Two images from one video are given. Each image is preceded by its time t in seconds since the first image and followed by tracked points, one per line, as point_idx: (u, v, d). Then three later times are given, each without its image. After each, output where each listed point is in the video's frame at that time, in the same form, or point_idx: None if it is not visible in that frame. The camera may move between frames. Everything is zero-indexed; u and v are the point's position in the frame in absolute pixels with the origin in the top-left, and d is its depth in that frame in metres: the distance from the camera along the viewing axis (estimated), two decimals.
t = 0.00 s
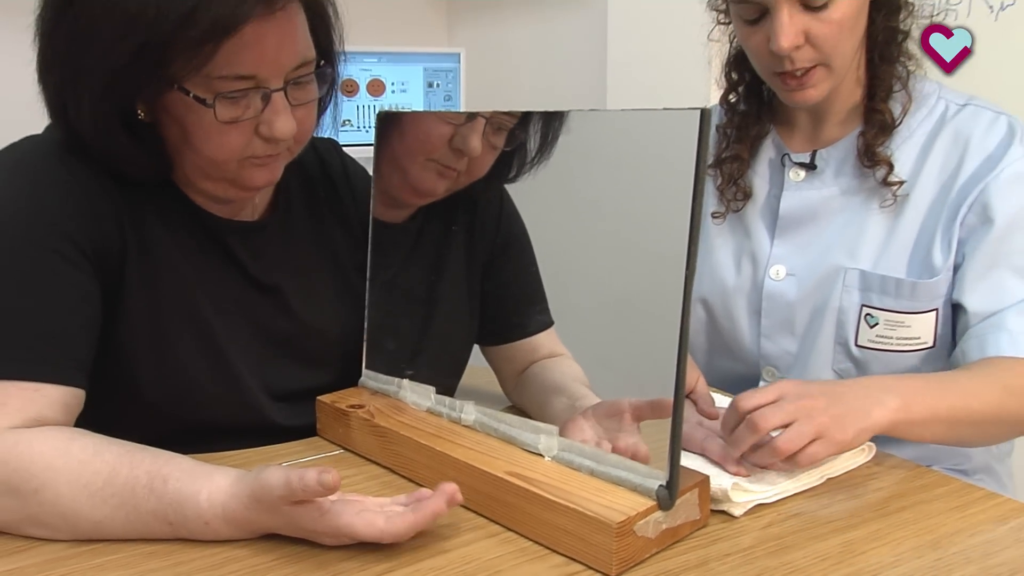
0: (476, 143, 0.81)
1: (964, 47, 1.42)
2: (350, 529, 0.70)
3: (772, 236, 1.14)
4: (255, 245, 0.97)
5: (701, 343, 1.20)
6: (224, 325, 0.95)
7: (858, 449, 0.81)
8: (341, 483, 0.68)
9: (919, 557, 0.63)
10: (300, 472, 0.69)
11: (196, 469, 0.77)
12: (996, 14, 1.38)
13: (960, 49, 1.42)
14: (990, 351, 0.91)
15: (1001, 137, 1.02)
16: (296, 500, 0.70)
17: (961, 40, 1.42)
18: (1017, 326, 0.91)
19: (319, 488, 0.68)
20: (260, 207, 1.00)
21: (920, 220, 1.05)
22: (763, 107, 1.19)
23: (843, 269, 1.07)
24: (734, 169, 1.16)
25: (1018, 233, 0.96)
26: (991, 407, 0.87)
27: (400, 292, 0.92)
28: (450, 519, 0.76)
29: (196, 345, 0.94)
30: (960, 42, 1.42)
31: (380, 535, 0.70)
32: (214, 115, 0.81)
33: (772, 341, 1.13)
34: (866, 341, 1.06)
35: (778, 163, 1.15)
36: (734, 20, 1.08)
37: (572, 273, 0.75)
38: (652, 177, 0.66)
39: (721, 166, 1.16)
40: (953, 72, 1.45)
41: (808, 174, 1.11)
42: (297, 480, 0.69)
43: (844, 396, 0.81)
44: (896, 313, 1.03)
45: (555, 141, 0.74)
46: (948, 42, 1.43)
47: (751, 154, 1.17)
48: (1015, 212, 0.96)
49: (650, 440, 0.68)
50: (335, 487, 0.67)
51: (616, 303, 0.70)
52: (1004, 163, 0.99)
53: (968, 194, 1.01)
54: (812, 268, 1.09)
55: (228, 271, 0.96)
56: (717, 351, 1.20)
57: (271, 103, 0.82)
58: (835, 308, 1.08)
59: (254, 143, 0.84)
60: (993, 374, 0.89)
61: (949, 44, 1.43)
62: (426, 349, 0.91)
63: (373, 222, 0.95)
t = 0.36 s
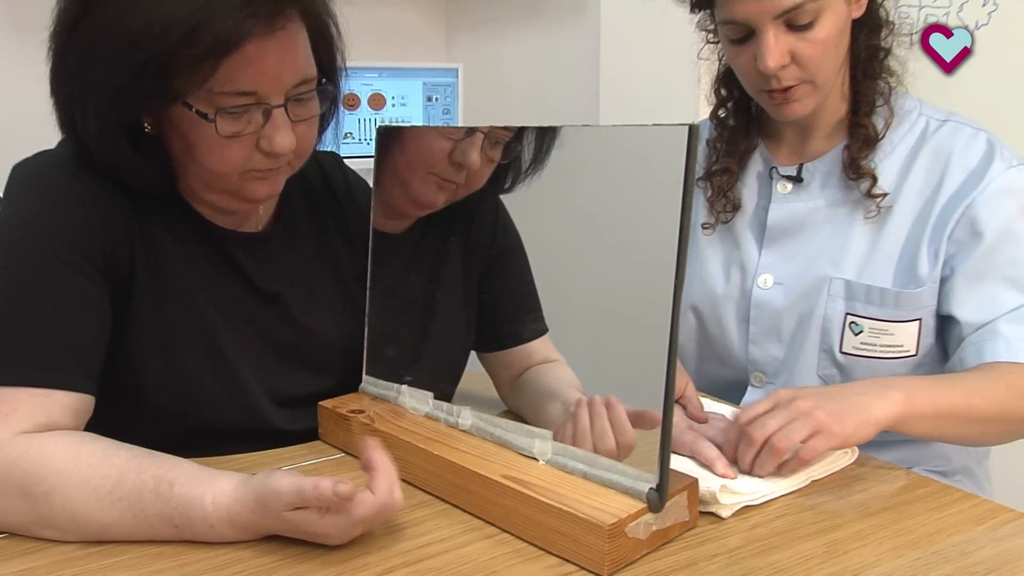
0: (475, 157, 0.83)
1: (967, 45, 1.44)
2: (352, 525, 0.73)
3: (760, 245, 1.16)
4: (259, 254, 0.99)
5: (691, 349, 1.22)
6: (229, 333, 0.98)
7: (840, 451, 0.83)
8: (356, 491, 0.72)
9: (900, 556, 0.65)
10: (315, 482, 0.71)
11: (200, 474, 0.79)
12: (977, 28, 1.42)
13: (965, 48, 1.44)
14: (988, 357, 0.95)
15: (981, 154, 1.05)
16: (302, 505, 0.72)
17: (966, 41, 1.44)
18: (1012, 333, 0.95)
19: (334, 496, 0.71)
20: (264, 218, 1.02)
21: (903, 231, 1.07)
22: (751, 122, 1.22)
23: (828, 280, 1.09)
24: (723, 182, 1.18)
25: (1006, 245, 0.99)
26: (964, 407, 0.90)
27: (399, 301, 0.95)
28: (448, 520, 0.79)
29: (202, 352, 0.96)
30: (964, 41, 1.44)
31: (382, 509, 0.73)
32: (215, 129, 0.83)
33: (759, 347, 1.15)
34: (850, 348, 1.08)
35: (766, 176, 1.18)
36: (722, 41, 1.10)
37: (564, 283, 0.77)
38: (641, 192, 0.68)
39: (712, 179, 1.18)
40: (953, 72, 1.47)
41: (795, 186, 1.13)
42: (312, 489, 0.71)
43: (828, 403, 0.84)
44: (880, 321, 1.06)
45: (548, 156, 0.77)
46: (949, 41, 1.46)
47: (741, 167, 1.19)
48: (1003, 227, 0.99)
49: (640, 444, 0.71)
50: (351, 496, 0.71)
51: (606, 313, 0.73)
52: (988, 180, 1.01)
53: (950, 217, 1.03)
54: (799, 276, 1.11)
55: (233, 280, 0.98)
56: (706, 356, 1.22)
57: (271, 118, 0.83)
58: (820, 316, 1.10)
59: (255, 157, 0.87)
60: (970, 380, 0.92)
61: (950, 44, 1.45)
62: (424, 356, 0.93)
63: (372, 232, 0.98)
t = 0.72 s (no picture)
0: (473, 168, 0.85)
1: (966, 47, 1.45)
2: (354, 510, 0.76)
3: (747, 252, 1.18)
4: (265, 262, 1.02)
5: (681, 355, 1.24)
6: (236, 338, 1.00)
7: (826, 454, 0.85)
8: (361, 478, 0.76)
9: (881, 554, 0.67)
10: (322, 472, 0.75)
11: (206, 475, 0.81)
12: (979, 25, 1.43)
13: (965, 49, 1.46)
14: (980, 365, 0.97)
15: (958, 166, 1.07)
16: (307, 497, 0.75)
17: (966, 41, 1.45)
18: (1003, 339, 0.96)
19: (341, 484, 0.74)
20: (269, 226, 1.04)
21: (886, 244, 1.10)
22: (738, 137, 1.24)
23: (812, 286, 1.11)
24: (712, 193, 1.20)
25: (990, 253, 1.01)
26: (961, 418, 0.90)
27: (398, 307, 0.97)
28: (446, 519, 0.81)
29: (209, 356, 0.99)
30: (964, 42, 1.45)
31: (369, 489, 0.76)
32: (223, 141, 0.86)
33: (745, 352, 1.18)
34: (834, 354, 1.11)
35: (752, 188, 1.20)
36: (709, 59, 1.13)
37: (560, 289, 0.79)
38: (633, 202, 0.70)
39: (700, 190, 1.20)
40: (953, 72, 1.48)
41: (781, 198, 1.15)
42: (319, 478, 0.75)
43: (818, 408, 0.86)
44: (863, 328, 1.08)
45: (544, 167, 0.79)
46: (949, 42, 1.47)
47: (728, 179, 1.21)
48: (983, 236, 1.01)
49: (632, 446, 0.73)
50: (358, 482, 0.75)
51: (600, 319, 0.75)
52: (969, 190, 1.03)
53: (935, 224, 1.05)
54: (784, 283, 1.14)
55: (239, 286, 1.00)
56: (696, 361, 1.25)
57: (278, 130, 0.87)
58: (805, 322, 1.12)
59: (262, 167, 0.89)
60: (964, 391, 0.93)
61: (950, 45, 1.47)
62: (424, 361, 0.96)
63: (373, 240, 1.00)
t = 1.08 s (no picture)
0: (465, 176, 0.88)
1: (966, 45, 1.56)
2: (359, 505, 0.79)
3: (737, 260, 1.21)
4: (271, 269, 1.04)
5: (675, 360, 1.27)
6: (243, 343, 1.03)
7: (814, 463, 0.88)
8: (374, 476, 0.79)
9: (866, 552, 0.70)
10: (339, 466, 0.78)
11: (214, 474, 0.84)
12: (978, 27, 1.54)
13: (964, 48, 1.57)
14: (957, 374, 0.99)
15: (939, 179, 1.09)
16: (317, 491, 0.78)
17: (965, 40, 1.56)
18: (978, 348, 0.99)
19: (356, 479, 0.78)
20: (275, 235, 1.07)
21: (869, 252, 1.11)
22: (729, 148, 1.26)
23: (800, 293, 1.14)
24: (704, 203, 1.23)
25: (966, 263, 1.03)
26: (942, 432, 0.92)
27: (400, 312, 1.00)
28: (446, 519, 0.83)
29: (217, 360, 1.01)
30: (962, 41, 1.56)
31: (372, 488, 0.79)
32: (242, 155, 0.89)
33: (735, 357, 1.20)
34: (821, 358, 1.13)
35: (742, 198, 1.22)
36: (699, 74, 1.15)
37: (556, 295, 0.82)
38: (626, 210, 0.73)
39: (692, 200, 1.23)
40: (953, 72, 1.59)
41: (769, 207, 1.18)
42: (335, 472, 0.78)
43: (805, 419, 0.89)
44: (848, 334, 1.10)
45: (542, 177, 0.81)
46: (948, 41, 1.58)
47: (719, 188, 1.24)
48: (959, 249, 1.03)
49: (626, 447, 0.75)
50: (372, 479, 0.78)
51: (595, 323, 0.77)
52: (946, 203, 1.05)
53: (915, 233, 1.07)
54: (773, 289, 1.16)
55: (245, 292, 1.03)
56: (689, 365, 1.27)
57: (292, 143, 0.90)
58: (792, 328, 1.14)
59: (276, 179, 0.92)
60: (942, 406, 0.95)
61: (950, 44, 1.58)
62: (425, 365, 0.98)
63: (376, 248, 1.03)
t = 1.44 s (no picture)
0: (455, 184, 0.91)
1: (967, 47, 1.56)
2: (361, 506, 0.81)
3: (732, 265, 1.23)
4: (276, 275, 1.07)
5: (672, 363, 1.29)
6: (249, 347, 1.05)
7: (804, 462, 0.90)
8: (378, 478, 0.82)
9: (852, 550, 0.72)
10: (346, 467, 0.81)
11: (220, 475, 0.86)
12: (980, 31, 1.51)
13: (964, 50, 1.56)
14: (944, 380, 1.01)
15: (926, 191, 1.11)
16: (323, 490, 0.80)
17: (965, 41, 1.56)
18: (965, 357, 1.01)
19: (362, 481, 0.80)
20: (280, 242, 1.10)
21: (860, 258, 1.14)
22: (723, 157, 1.28)
23: (792, 298, 1.16)
24: (698, 210, 1.25)
25: (958, 270, 1.05)
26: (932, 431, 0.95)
27: (400, 317, 1.03)
28: (446, 519, 0.86)
29: (224, 364, 1.04)
30: (963, 42, 1.56)
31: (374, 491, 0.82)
32: (262, 168, 0.92)
33: (730, 359, 1.22)
34: (812, 361, 1.15)
35: (736, 206, 1.25)
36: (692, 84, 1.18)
37: (553, 300, 0.84)
38: (620, 219, 0.75)
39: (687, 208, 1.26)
40: (952, 72, 1.59)
41: (761, 215, 1.20)
42: (341, 473, 0.81)
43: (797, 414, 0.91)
44: (838, 337, 1.12)
45: (539, 186, 0.84)
46: (949, 41, 1.58)
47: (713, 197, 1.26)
48: (947, 255, 1.06)
49: (620, 449, 0.77)
50: (376, 481, 0.81)
51: (590, 328, 0.79)
52: (935, 213, 1.08)
53: (902, 245, 1.09)
54: (766, 295, 1.18)
55: (251, 298, 1.06)
56: (684, 369, 1.29)
57: (307, 155, 0.93)
58: (785, 332, 1.16)
59: (291, 189, 0.95)
60: (931, 407, 0.97)
61: (950, 45, 1.58)
62: (426, 369, 1.01)
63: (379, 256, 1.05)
